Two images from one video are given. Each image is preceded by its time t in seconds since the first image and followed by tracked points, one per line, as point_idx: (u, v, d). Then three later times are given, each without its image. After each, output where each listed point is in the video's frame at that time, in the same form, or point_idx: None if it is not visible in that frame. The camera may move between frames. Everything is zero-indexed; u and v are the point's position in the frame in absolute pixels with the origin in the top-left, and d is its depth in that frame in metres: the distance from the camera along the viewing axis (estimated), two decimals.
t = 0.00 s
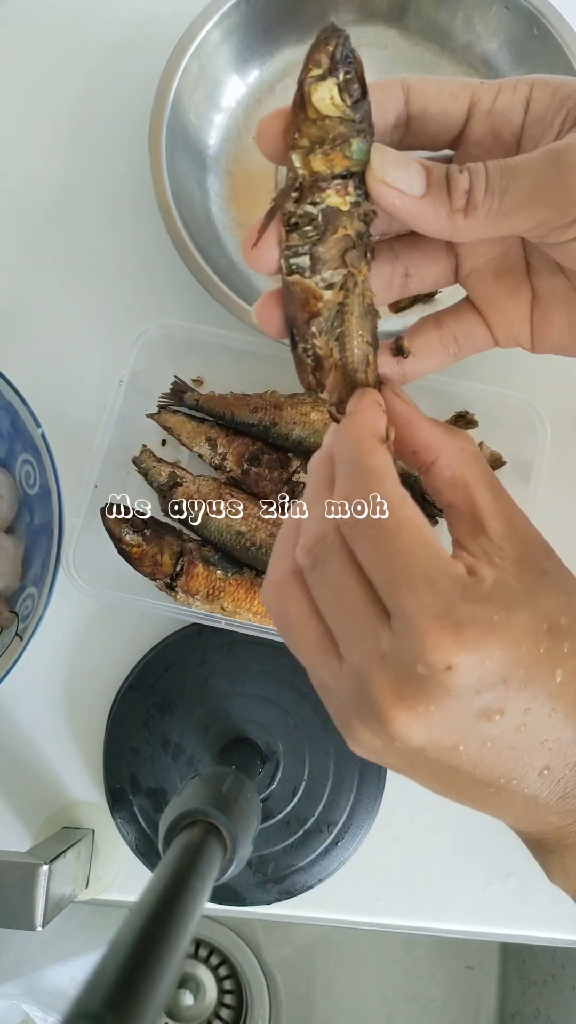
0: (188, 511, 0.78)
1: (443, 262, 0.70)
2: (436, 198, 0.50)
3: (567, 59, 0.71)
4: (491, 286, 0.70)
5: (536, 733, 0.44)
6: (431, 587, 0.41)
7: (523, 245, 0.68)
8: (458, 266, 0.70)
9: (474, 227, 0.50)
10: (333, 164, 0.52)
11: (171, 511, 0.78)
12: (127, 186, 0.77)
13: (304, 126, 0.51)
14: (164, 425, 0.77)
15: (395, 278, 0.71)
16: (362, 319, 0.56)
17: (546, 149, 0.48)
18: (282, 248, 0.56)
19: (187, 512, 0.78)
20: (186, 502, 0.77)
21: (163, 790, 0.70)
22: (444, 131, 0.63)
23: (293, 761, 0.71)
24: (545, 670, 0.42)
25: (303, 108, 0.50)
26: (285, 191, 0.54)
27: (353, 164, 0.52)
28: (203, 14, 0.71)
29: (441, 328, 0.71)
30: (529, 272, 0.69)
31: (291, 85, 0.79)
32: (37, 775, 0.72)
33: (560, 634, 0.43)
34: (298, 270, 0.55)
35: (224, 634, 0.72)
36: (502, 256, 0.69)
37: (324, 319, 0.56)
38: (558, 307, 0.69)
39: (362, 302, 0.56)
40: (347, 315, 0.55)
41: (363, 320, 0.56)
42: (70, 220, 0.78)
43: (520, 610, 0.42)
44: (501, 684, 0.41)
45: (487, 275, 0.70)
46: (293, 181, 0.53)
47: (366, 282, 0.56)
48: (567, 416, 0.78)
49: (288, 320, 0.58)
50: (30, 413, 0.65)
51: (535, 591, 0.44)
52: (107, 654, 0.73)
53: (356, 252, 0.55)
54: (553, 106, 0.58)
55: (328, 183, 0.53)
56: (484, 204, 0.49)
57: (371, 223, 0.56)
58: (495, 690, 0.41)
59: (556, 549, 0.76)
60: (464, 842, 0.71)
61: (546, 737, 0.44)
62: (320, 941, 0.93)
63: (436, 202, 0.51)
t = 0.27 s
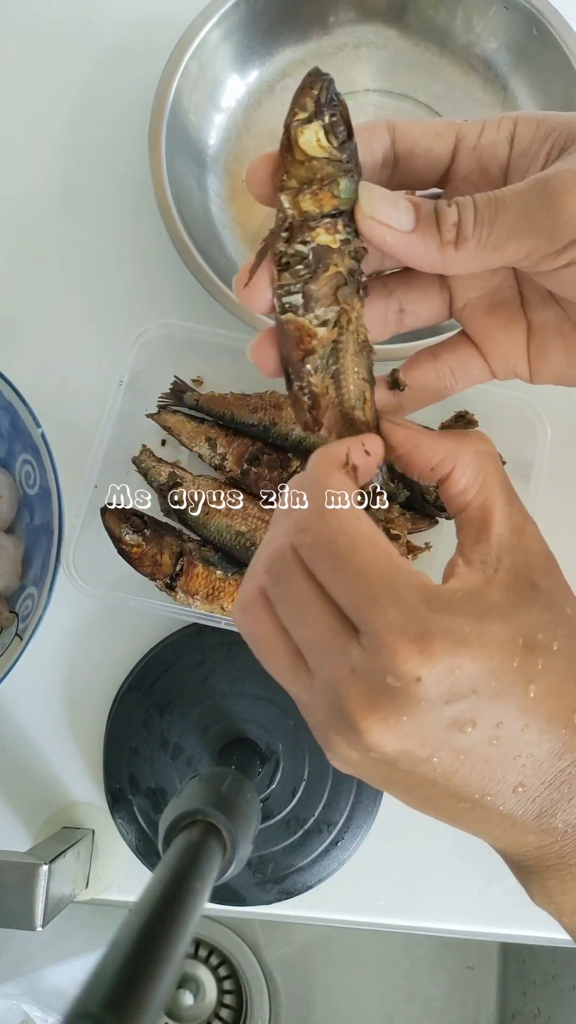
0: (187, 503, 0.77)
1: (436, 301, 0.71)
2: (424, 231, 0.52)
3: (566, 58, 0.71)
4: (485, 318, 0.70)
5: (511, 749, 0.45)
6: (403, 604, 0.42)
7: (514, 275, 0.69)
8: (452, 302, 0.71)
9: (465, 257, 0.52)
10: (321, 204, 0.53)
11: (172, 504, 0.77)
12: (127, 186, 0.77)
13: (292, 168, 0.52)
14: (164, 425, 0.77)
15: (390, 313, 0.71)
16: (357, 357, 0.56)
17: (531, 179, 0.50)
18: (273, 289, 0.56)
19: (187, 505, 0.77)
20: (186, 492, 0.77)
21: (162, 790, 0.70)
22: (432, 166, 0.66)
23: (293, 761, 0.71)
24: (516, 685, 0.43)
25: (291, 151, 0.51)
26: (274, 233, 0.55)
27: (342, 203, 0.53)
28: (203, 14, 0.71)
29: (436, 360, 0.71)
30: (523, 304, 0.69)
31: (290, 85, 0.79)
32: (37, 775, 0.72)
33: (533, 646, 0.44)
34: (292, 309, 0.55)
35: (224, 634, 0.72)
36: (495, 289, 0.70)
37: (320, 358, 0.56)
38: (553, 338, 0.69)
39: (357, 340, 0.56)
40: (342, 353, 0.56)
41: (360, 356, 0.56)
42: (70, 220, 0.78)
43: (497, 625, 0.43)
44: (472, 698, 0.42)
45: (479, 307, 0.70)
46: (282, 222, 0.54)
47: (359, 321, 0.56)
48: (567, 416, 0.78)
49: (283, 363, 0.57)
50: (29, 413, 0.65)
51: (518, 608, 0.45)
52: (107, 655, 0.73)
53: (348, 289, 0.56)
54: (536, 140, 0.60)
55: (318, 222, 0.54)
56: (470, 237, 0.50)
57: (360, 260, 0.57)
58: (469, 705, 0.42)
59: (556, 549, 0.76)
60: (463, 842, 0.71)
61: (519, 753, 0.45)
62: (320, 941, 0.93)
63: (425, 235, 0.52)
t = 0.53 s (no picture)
0: (187, 491, 0.77)
1: (428, 266, 0.72)
2: (417, 185, 0.54)
3: (566, 57, 0.71)
4: (478, 286, 0.70)
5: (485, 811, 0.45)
6: (371, 688, 0.42)
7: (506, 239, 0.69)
8: (443, 271, 0.72)
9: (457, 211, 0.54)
10: (315, 144, 0.55)
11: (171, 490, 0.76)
12: (127, 186, 0.77)
13: (287, 108, 0.54)
14: (163, 425, 0.77)
15: (380, 278, 0.72)
16: (345, 307, 0.58)
17: (524, 136, 0.51)
18: (266, 231, 0.57)
19: (187, 493, 0.77)
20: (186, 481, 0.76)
21: (162, 791, 0.70)
22: (426, 133, 0.66)
23: (293, 761, 0.70)
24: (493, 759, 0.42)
25: (287, 92, 0.53)
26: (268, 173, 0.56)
27: (337, 146, 0.55)
28: (202, 14, 0.70)
29: (430, 329, 0.71)
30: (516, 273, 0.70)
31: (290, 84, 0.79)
32: (36, 776, 0.72)
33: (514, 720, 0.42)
34: (283, 249, 0.57)
35: (224, 634, 0.72)
36: (489, 259, 0.70)
37: (309, 303, 0.57)
38: (547, 308, 0.69)
39: (347, 290, 0.58)
40: (331, 297, 0.57)
41: (350, 300, 0.58)
42: (70, 220, 0.77)
43: (463, 708, 0.42)
44: (438, 772, 0.42)
45: (472, 275, 0.71)
46: (275, 162, 0.56)
47: (348, 270, 0.58)
48: (568, 415, 0.78)
49: (272, 305, 0.58)
50: (29, 412, 0.65)
51: (491, 682, 0.42)
52: (107, 655, 0.73)
53: (340, 233, 0.57)
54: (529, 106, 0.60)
55: (312, 164, 0.55)
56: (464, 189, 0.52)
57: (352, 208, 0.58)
58: (439, 771, 0.42)
59: (556, 549, 0.75)
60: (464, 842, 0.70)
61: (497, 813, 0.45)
62: (320, 942, 0.93)
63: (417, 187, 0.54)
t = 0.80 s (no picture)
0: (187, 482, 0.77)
1: (432, 190, 0.77)
2: (434, 90, 0.59)
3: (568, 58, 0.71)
4: (481, 212, 0.75)
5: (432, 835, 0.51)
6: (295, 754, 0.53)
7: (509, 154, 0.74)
8: (447, 197, 0.77)
9: (471, 117, 0.59)
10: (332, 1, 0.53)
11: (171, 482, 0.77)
12: (127, 186, 0.77)
13: None
14: (163, 425, 0.78)
15: (385, 186, 0.76)
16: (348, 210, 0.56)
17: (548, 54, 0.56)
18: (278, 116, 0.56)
19: (187, 484, 0.77)
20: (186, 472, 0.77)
21: (162, 791, 0.70)
22: (445, 49, 0.67)
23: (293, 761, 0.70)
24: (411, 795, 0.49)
25: None
26: None
27: (357, 41, 0.54)
28: (202, 14, 0.71)
29: (429, 251, 0.73)
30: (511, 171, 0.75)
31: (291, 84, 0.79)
32: (36, 776, 0.72)
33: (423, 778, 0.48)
34: (293, 135, 0.55)
35: (223, 634, 0.72)
36: (493, 187, 0.76)
37: (312, 196, 0.55)
38: (547, 245, 0.73)
39: (350, 193, 0.56)
40: (337, 200, 0.55)
41: (349, 211, 0.56)
42: (70, 220, 0.77)
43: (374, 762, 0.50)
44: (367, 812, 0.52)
45: (475, 197, 0.76)
46: None
47: (354, 169, 0.56)
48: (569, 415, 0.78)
49: (276, 193, 0.56)
50: (29, 412, 0.65)
51: (404, 744, 0.49)
52: (107, 655, 0.73)
53: (351, 129, 0.56)
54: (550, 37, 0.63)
55: (332, 53, 0.54)
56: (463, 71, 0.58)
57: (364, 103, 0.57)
58: (361, 806, 0.51)
59: (556, 549, 0.75)
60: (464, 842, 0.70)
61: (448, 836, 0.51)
62: (321, 943, 0.93)
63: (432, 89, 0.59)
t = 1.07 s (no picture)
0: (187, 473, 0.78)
1: (483, 12, 0.70)
2: None
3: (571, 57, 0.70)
4: (530, 46, 0.69)
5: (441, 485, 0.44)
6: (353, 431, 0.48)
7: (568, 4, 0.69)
8: (499, 17, 0.70)
9: None
10: None
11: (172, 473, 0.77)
12: (127, 185, 0.77)
13: None
14: (164, 425, 0.77)
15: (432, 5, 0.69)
16: (392, 16, 0.59)
17: None
18: None
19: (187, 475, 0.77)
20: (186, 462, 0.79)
21: (162, 791, 0.70)
22: None
23: (293, 761, 0.70)
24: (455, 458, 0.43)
25: None
26: None
27: None
28: (203, 12, 0.70)
29: (471, 79, 0.69)
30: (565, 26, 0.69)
31: (291, 83, 0.78)
32: (36, 776, 0.72)
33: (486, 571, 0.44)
34: None
35: (223, 634, 0.72)
36: (543, 23, 0.69)
37: None
38: None
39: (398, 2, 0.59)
40: None
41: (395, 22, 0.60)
42: (70, 220, 0.77)
43: (409, 423, 0.44)
44: (412, 451, 0.44)
45: (527, 35, 0.69)
46: None
47: None
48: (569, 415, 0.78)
49: None
50: (29, 412, 0.65)
51: (452, 422, 0.43)
52: (107, 655, 0.73)
53: None
54: None
55: None
56: None
57: None
58: (414, 480, 0.45)
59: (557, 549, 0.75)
60: (463, 842, 0.70)
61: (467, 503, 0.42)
62: (321, 942, 0.93)
63: None
